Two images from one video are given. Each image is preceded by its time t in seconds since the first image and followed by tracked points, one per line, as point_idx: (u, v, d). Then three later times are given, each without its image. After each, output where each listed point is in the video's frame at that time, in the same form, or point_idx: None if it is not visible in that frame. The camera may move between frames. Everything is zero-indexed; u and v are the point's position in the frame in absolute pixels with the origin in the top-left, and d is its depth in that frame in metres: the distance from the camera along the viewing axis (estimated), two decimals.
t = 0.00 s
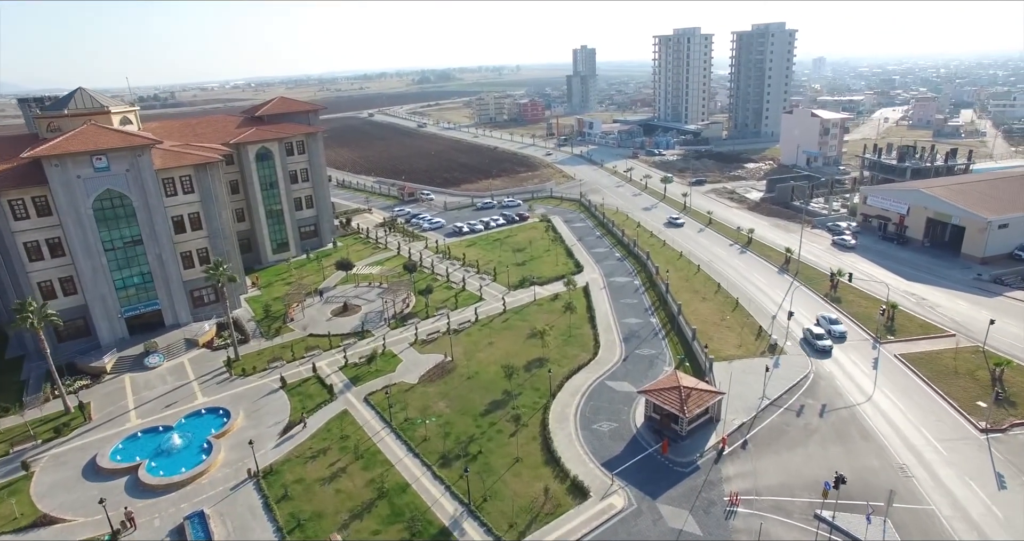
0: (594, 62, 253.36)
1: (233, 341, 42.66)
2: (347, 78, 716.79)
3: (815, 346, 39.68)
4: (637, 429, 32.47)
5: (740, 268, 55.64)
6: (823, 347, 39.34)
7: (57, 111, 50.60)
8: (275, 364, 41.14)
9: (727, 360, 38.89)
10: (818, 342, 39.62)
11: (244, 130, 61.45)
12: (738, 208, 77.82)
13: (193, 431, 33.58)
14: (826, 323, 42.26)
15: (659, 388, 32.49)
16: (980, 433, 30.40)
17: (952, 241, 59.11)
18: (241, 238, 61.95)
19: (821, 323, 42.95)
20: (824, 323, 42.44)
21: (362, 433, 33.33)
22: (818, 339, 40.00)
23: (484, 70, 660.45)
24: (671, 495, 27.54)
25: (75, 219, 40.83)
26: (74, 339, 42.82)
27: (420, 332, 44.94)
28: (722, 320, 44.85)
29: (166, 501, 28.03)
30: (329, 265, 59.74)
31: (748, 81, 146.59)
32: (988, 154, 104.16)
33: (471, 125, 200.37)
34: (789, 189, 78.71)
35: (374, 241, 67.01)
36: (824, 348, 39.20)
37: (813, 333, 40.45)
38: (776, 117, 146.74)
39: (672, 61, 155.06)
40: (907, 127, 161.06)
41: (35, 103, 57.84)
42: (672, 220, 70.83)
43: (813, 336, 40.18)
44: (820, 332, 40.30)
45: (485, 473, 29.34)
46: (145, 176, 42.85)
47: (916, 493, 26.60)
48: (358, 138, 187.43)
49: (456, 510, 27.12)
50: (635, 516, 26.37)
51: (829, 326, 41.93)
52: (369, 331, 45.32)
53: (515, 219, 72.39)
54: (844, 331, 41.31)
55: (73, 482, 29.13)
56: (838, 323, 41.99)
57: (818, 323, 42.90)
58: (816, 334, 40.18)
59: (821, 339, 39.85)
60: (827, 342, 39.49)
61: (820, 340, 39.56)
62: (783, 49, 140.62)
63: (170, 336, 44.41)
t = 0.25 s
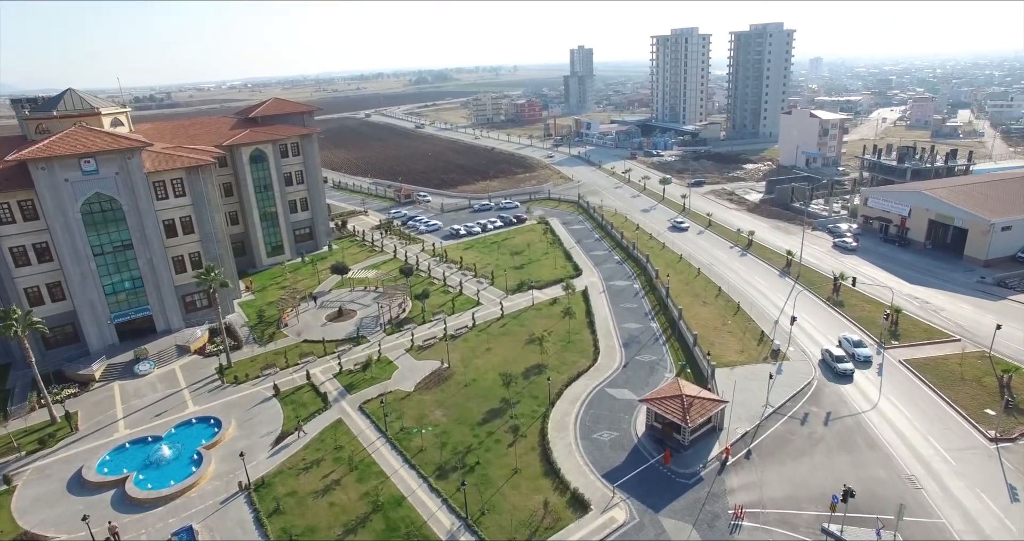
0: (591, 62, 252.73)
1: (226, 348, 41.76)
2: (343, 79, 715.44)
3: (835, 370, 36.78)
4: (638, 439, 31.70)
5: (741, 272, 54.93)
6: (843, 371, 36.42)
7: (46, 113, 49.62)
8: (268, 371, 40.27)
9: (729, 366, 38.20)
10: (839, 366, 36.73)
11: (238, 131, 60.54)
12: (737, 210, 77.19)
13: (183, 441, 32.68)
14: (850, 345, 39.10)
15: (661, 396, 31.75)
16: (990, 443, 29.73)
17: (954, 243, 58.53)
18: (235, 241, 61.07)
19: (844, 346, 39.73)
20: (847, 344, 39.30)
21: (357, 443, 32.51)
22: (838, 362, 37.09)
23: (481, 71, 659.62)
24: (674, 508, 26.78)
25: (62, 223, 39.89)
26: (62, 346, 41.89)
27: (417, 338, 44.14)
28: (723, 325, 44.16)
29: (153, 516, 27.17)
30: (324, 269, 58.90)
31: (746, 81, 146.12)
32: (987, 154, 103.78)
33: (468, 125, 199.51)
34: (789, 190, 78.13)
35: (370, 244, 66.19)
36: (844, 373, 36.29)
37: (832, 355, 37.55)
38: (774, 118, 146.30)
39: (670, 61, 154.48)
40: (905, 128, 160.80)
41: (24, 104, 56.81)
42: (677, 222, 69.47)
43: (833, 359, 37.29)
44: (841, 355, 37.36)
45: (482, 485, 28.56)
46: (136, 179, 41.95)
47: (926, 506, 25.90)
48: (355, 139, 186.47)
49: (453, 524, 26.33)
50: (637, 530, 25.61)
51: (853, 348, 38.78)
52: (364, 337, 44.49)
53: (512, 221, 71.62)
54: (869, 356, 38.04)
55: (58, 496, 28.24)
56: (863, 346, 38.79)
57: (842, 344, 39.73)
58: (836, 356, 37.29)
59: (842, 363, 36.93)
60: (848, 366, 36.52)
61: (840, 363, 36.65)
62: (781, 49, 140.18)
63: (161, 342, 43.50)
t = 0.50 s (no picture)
0: (589, 63, 252.05)
1: (218, 355, 40.84)
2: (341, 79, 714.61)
3: (860, 399, 33.79)
4: (639, 449, 30.92)
5: (742, 275, 54.22)
6: (869, 400, 33.43)
7: (35, 114, 48.66)
8: (261, 379, 39.37)
9: (732, 373, 37.51)
10: (863, 394, 33.78)
11: (232, 133, 59.65)
12: (737, 212, 76.53)
13: (173, 452, 31.76)
14: (877, 370, 35.86)
15: (663, 406, 30.97)
16: (1001, 453, 29.02)
17: (957, 245, 57.89)
18: (229, 245, 60.19)
19: (870, 372, 36.37)
20: (875, 369, 36.01)
21: (352, 454, 31.68)
22: (862, 390, 34.11)
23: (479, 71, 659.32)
24: (677, 522, 26.02)
25: (50, 228, 38.99)
26: (51, 353, 41.01)
27: (414, 344, 43.33)
28: (725, 330, 43.46)
29: (140, 532, 26.32)
30: (320, 272, 58.08)
31: (745, 81, 145.55)
32: (987, 155, 103.29)
33: (465, 126, 198.71)
34: (789, 192, 77.52)
35: (366, 247, 65.37)
36: (869, 403, 33.30)
37: (856, 382, 34.51)
38: (773, 118, 145.77)
39: (668, 62, 153.89)
40: (904, 128, 160.38)
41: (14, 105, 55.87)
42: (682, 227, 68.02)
43: (856, 387, 34.29)
44: (865, 381, 34.36)
45: (480, 498, 27.76)
46: (126, 183, 41.05)
47: (938, 521, 25.16)
48: (352, 140, 185.57)
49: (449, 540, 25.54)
50: None
51: (881, 374, 35.52)
52: (359, 343, 43.66)
53: (510, 223, 70.85)
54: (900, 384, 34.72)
55: (42, 511, 27.37)
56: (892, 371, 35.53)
57: (869, 368, 36.48)
58: (860, 383, 34.30)
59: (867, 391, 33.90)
60: (874, 394, 33.52)
61: (865, 392, 33.67)
62: (780, 50, 139.68)
63: (153, 349, 42.60)
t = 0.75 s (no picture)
0: (587, 63, 251.29)
1: (210, 362, 39.86)
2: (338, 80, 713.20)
3: (887, 433, 30.81)
4: (641, 460, 30.14)
5: (744, 278, 53.47)
6: (898, 435, 30.42)
7: (24, 115, 47.72)
8: (254, 387, 38.43)
9: (734, 380, 36.78)
10: (891, 427, 30.79)
11: (225, 135, 58.73)
12: (738, 214, 75.82)
13: (162, 463, 30.88)
14: (910, 401, 32.57)
15: (665, 415, 30.20)
16: (1013, 465, 28.27)
17: (961, 248, 57.19)
18: (223, 248, 59.32)
19: (878, 385, 35.31)
20: (909, 400, 32.71)
21: (346, 465, 30.84)
22: (891, 422, 31.09)
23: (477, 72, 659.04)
24: (681, 537, 25.20)
25: (37, 232, 38.08)
26: (40, 360, 40.11)
27: (410, 350, 42.48)
28: (727, 335, 42.70)
29: None
30: (315, 276, 57.23)
31: (744, 81, 144.86)
32: (988, 156, 102.66)
33: (464, 127, 197.89)
34: (790, 194, 76.84)
35: (363, 250, 64.53)
36: (897, 437, 30.28)
37: (884, 414, 31.47)
38: (773, 119, 145.15)
39: (667, 62, 153.18)
40: (903, 129, 159.84)
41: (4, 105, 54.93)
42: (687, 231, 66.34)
43: (884, 419, 31.26)
44: (894, 413, 31.29)
45: (478, 512, 26.94)
46: (115, 186, 40.15)
47: (949, 536, 24.42)
48: (349, 141, 184.37)
49: None
50: None
51: (915, 406, 32.22)
52: (355, 349, 42.80)
53: (509, 226, 70.08)
54: (937, 418, 31.31)
55: (25, 527, 26.51)
56: (927, 403, 32.16)
57: (902, 399, 33.16)
58: (888, 415, 31.28)
59: (897, 424, 30.83)
60: (904, 428, 30.49)
61: (894, 425, 30.69)
62: (780, 50, 139.04)
63: (144, 355, 41.67)
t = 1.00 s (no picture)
0: (586, 63, 250.44)
1: (202, 369, 38.90)
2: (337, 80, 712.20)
3: (924, 476, 27.55)
4: (643, 472, 29.32)
5: (746, 282, 52.68)
6: (936, 479, 27.17)
7: (13, 116, 46.81)
8: (247, 395, 37.52)
9: (738, 387, 36.03)
10: (929, 470, 27.52)
11: (220, 136, 57.86)
12: (739, 216, 75.09)
13: (151, 476, 30.02)
14: (952, 442, 29.20)
15: (668, 426, 29.37)
16: None
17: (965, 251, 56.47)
18: (217, 251, 58.44)
19: (885, 394, 34.50)
20: (950, 441, 29.32)
21: (340, 477, 30.00)
22: (928, 464, 27.84)
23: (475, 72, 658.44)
24: None
25: (24, 237, 37.19)
26: (28, 367, 39.21)
27: (407, 357, 41.63)
28: (730, 341, 41.94)
29: None
30: (311, 280, 56.37)
31: (744, 82, 144.15)
32: (990, 157, 102.04)
33: (462, 127, 197.05)
34: (792, 195, 76.13)
35: (360, 252, 63.72)
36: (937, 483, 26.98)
37: (919, 454, 28.29)
38: (773, 119, 144.49)
39: (666, 63, 152.49)
40: (903, 129, 159.29)
41: None
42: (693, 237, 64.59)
43: (919, 460, 28.08)
44: (932, 453, 28.08)
45: (476, 527, 26.12)
46: (105, 189, 39.26)
47: None
48: (347, 141, 183.35)
49: None
50: None
51: (957, 448, 28.84)
52: (350, 356, 41.97)
53: (508, 228, 69.28)
54: (983, 462, 27.93)
55: None
56: (971, 445, 28.80)
57: (942, 439, 29.79)
58: (924, 456, 28.04)
59: (936, 467, 27.55)
60: (943, 471, 27.23)
61: (931, 467, 27.46)
62: (780, 50, 138.34)
63: (135, 361, 40.73)
